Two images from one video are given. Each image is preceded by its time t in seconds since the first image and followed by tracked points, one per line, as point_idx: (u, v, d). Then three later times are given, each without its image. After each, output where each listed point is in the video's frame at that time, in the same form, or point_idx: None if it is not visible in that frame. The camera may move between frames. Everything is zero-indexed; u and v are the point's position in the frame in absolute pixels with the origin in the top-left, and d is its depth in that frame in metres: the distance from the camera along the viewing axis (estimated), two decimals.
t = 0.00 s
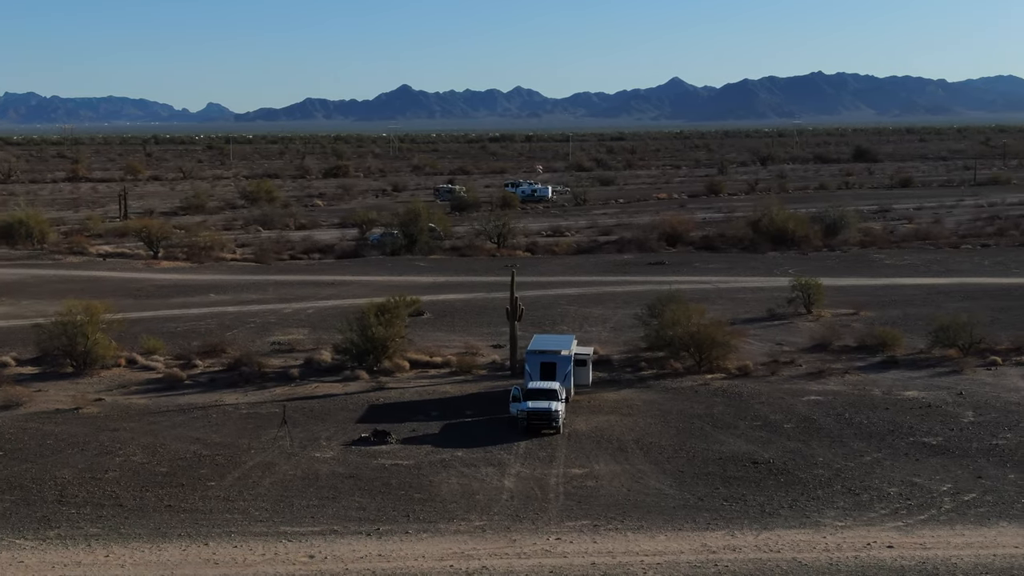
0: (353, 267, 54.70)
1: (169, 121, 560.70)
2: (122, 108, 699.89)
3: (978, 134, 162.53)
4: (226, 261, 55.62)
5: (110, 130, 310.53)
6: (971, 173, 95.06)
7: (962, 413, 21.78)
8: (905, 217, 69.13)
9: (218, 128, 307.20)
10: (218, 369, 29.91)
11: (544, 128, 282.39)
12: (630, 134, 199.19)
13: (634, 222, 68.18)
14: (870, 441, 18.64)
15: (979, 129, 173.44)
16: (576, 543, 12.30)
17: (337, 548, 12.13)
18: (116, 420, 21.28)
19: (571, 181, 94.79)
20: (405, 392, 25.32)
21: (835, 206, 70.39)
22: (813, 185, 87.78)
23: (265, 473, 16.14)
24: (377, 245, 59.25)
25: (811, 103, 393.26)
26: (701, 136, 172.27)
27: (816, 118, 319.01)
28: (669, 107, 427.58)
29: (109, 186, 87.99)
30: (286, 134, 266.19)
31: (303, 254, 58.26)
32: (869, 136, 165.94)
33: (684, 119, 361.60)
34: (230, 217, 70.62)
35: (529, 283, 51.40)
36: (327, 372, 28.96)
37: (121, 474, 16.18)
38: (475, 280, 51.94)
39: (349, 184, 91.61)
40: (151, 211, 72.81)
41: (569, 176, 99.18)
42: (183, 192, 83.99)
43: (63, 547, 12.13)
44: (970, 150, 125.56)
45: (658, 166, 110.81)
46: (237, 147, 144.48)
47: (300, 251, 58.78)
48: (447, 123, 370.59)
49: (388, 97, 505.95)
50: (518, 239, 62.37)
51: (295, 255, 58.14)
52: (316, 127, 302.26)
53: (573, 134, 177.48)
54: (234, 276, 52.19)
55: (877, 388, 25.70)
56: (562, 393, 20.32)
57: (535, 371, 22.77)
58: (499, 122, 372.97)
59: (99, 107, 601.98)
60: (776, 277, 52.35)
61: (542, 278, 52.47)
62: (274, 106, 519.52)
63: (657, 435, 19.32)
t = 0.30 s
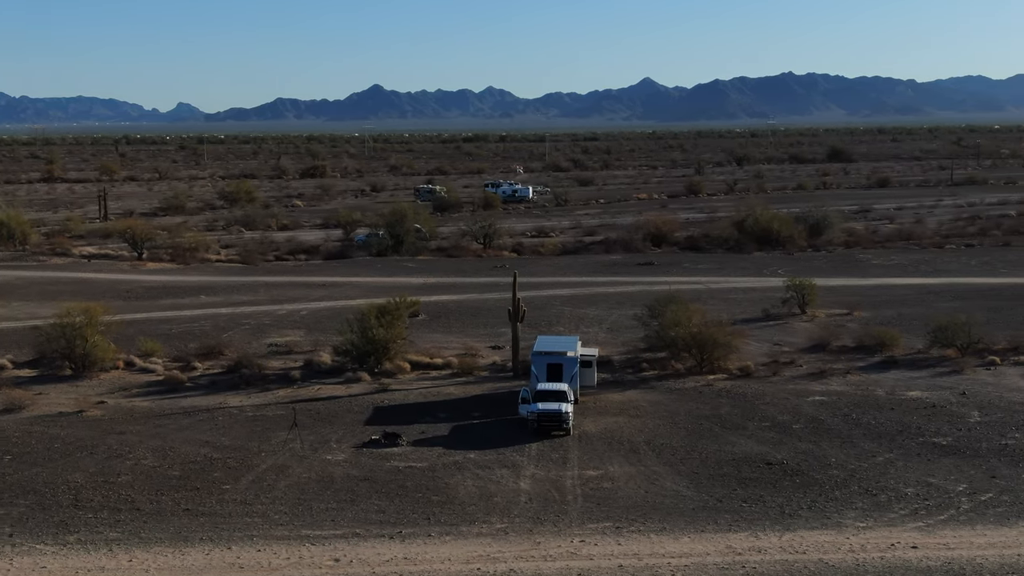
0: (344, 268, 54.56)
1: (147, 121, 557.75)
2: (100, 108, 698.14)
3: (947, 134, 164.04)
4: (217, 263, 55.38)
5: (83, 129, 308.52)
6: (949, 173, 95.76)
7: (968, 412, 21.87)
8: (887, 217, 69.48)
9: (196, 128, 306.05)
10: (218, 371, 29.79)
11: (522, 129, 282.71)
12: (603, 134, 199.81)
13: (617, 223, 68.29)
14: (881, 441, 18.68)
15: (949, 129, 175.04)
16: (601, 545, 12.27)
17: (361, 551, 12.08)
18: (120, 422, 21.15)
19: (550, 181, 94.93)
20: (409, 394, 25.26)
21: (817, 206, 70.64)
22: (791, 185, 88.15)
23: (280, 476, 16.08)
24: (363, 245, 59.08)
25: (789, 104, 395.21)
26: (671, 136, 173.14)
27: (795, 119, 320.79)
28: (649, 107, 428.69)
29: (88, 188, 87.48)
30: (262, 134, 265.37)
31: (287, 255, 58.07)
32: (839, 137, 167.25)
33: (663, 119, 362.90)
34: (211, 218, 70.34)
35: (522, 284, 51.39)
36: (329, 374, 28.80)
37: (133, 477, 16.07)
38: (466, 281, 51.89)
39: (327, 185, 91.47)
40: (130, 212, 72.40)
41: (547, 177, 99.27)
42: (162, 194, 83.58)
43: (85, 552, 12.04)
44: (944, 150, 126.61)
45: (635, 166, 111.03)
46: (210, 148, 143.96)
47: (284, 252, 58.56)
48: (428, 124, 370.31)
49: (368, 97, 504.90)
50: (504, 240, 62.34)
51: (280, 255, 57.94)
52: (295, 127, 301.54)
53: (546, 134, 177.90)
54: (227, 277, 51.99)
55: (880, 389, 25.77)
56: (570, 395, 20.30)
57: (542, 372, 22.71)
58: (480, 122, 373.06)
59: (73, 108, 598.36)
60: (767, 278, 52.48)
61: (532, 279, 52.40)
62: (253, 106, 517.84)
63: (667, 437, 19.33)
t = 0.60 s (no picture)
0: (334, 269, 54.39)
1: (126, 122, 554.94)
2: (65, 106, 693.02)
3: (918, 133, 165.30)
4: (208, 264, 55.13)
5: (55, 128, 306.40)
6: (927, 173, 96.42)
7: (973, 412, 21.96)
8: (870, 217, 69.77)
9: (174, 129, 304.67)
10: (217, 373, 29.63)
11: (501, 129, 283.00)
12: (577, 134, 200.32)
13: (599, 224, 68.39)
14: (891, 441, 18.74)
15: (918, 129, 176.43)
16: (626, 547, 12.24)
17: (386, 554, 12.03)
18: (126, 426, 20.99)
19: (530, 182, 94.99)
20: (412, 395, 25.20)
21: (799, 206, 70.82)
22: (770, 185, 88.47)
23: (294, 479, 16.00)
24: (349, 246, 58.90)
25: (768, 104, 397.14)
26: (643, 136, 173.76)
27: (773, 120, 322.42)
28: (628, 107, 429.66)
29: (66, 188, 86.87)
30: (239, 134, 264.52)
31: (273, 256, 57.87)
32: (811, 137, 168.19)
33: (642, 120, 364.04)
34: (193, 219, 70.02)
35: (515, 284, 51.34)
36: (331, 376, 28.67)
37: (147, 481, 15.97)
38: (458, 282, 51.82)
39: (305, 185, 91.25)
40: (110, 212, 71.93)
41: (525, 177, 99.29)
42: (140, 194, 83.07)
43: (108, 557, 11.96)
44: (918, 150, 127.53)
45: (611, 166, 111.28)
46: (183, 147, 143.38)
47: (269, 254, 58.36)
48: (409, 124, 370.01)
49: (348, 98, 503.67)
50: (490, 240, 62.28)
51: (267, 257, 57.71)
52: (274, 128, 300.87)
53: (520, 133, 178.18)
54: (218, 279, 51.79)
55: (883, 389, 25.83)
56: (579, 397, 20.26)
57: (548, 374, 22.69)
58: (460, 123, 373.00)
59: (49, 107, 594.26)
60: (758, 278, 52.60)
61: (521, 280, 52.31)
62: (232, 106, 515.68)
63: (677, 438, 19.32)
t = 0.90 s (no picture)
0: (326, 270, 54.25)
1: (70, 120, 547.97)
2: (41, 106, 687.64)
3: (889, 134, 166.25)
4: (199, 266, 54.90)
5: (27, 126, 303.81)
6: (904, 173, 96.97)
7: (979, 412, 22.06)
8: (852, 217, 70.07)
9: (151, 130, 303.31)
10: (218, 376, 29.48)
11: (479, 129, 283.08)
12: (551, 133, 200.49)
13: (583, 224, 68.43)
14: (901, 442, 18.79)
15: (889, 129, 177.86)
16: (652, 549, 12.23)
17: (411, 558, 12.00)
18: (132, 429, 20.84)
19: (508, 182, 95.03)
20: (417, 398, 25.13)
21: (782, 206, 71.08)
22: (749, 186, 88.77)
23: (308, 482, 15.94)
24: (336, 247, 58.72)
25: (748, 105, 398.53)
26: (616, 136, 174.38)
27: (752, 120, 323.58)
28: (606, 107, 430.34)
29: (45, 189, 86.29)
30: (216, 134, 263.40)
31: (258, 257, 57.65)
32: (783, 137, 168.93)
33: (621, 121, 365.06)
34: (174, 220, 69.67)
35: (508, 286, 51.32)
36: (333, 378, 28.56)
37: (160, 485, 15.88)
38: (451, 283, 51.75)
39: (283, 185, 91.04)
40: (90, 213, 71.47)
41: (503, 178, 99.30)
42: (119, 195, 82.55)
43: (131, 563, 11.89)
44: (892, 150, 128.36)
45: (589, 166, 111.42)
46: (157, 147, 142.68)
47: (255, 255, 58.13)
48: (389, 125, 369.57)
49: (327, 99, 502.41)
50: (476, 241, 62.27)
51: (252, 258, 57.50)
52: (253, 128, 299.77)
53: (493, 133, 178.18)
54: (211, 280, 51.63)
55: (886, 390, 25.91)
56: (589, 398, 20.24)
57: (555, 376, 22.65)
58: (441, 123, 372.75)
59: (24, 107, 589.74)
60: (749, 278, 52.75)
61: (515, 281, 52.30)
62: (201, 106, 513.06)
63: (687, 439, 19.31)
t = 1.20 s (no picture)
0: (318, 272, 54.11)
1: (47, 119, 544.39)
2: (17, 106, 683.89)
3: (861, 133, 167.08)
4: (190, 268, 54.65)
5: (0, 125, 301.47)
6: (882, 173, 97.49)
7: (984, 412, 22.17)
8: (835, 217, 70.34)
9: (123, 128, 301.12)
10: (218, 378, 29.34)
11: (458, 129, 282.88)
12: (525, 133, 200.63)
13: (567, 224, 68.46)
14: (911, 442, 18.85)
15: (861, 129, 178.88)
16: (676, 552, 12.22)
17: (436, 561, 11.99)
18: (138, 433, 20.70)
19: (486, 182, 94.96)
20: (421, 399, 25.06)
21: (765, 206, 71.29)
22: (729, 186, 89.02)
23: (323, 485, 15.89)
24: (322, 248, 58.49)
25: (728, 105, 399.81)
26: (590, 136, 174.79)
27: (731, 120, 324.58)
28: (585, 107, 430.89)
29: (23, 190, 85.67)
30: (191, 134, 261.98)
31: (245, 259, 57.40)
32: (756, 137, 169.31)
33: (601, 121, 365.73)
34: (157, 221, 69.31)
35: (501, 286, 51.29)
36: (336, 381, 28.47)
37: (174, 489, 15.79)
38: (443, 284, 51.67)
39: (262, 186, 90.76)
40: (71, 215, 70.99)
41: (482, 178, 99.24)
42: (99, 196, 82.04)
43: (154, 568, 11.82)
44: (866, 150, 129.09)
45: (568, 167, 111.47)
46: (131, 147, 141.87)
47: (241, 256, 57.90)
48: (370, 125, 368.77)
49: (307, 100, 500.92)
50: (461, 242, 62.20)
51: (237, 259, 57.24)
52: (232, 128, 298.56)
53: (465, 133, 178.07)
54: (204, 282, 51.45)
55: (889, 390, 26.02)
56: (598, 400, 20.22)
57: (562, 378, 22.62)
58: (421, 124, 372.32)
59: None
60: (741, 279, 52.85)
61: (508, 281, 52.28)
62: (179, 106, 510.80)
63: (697, 441, 19.32)
